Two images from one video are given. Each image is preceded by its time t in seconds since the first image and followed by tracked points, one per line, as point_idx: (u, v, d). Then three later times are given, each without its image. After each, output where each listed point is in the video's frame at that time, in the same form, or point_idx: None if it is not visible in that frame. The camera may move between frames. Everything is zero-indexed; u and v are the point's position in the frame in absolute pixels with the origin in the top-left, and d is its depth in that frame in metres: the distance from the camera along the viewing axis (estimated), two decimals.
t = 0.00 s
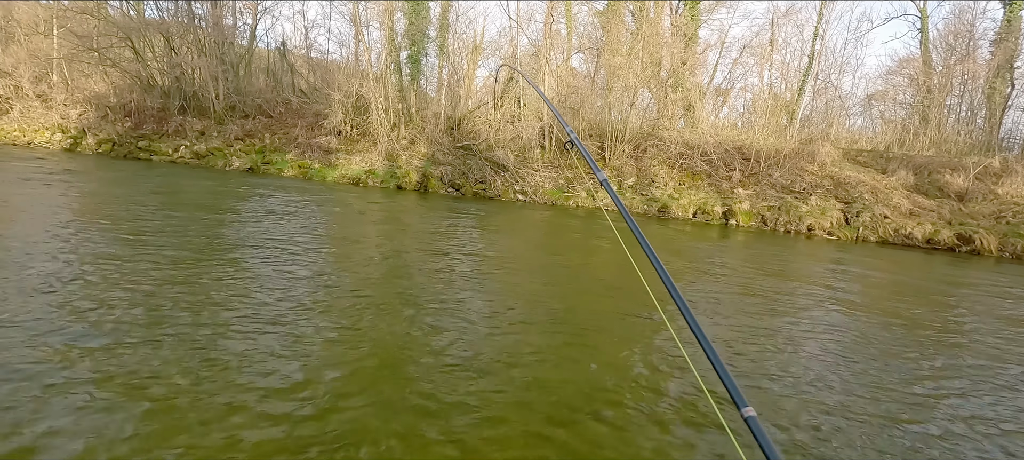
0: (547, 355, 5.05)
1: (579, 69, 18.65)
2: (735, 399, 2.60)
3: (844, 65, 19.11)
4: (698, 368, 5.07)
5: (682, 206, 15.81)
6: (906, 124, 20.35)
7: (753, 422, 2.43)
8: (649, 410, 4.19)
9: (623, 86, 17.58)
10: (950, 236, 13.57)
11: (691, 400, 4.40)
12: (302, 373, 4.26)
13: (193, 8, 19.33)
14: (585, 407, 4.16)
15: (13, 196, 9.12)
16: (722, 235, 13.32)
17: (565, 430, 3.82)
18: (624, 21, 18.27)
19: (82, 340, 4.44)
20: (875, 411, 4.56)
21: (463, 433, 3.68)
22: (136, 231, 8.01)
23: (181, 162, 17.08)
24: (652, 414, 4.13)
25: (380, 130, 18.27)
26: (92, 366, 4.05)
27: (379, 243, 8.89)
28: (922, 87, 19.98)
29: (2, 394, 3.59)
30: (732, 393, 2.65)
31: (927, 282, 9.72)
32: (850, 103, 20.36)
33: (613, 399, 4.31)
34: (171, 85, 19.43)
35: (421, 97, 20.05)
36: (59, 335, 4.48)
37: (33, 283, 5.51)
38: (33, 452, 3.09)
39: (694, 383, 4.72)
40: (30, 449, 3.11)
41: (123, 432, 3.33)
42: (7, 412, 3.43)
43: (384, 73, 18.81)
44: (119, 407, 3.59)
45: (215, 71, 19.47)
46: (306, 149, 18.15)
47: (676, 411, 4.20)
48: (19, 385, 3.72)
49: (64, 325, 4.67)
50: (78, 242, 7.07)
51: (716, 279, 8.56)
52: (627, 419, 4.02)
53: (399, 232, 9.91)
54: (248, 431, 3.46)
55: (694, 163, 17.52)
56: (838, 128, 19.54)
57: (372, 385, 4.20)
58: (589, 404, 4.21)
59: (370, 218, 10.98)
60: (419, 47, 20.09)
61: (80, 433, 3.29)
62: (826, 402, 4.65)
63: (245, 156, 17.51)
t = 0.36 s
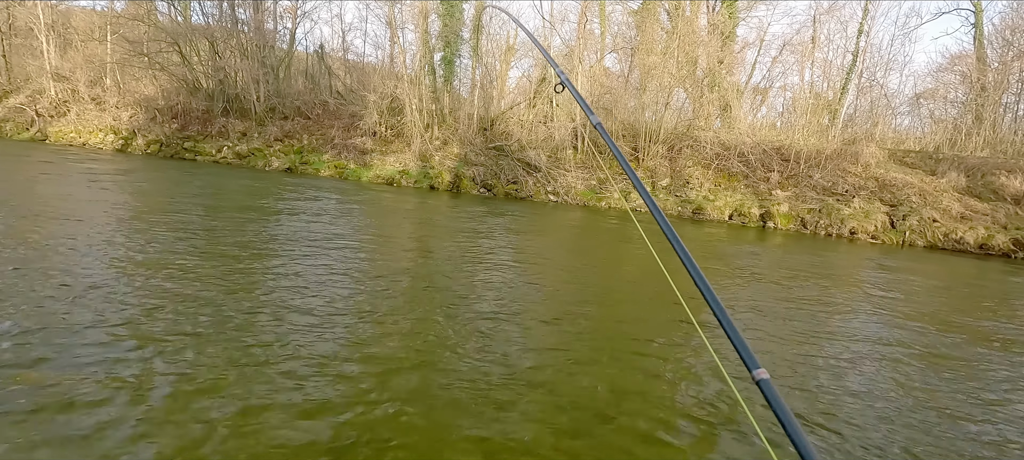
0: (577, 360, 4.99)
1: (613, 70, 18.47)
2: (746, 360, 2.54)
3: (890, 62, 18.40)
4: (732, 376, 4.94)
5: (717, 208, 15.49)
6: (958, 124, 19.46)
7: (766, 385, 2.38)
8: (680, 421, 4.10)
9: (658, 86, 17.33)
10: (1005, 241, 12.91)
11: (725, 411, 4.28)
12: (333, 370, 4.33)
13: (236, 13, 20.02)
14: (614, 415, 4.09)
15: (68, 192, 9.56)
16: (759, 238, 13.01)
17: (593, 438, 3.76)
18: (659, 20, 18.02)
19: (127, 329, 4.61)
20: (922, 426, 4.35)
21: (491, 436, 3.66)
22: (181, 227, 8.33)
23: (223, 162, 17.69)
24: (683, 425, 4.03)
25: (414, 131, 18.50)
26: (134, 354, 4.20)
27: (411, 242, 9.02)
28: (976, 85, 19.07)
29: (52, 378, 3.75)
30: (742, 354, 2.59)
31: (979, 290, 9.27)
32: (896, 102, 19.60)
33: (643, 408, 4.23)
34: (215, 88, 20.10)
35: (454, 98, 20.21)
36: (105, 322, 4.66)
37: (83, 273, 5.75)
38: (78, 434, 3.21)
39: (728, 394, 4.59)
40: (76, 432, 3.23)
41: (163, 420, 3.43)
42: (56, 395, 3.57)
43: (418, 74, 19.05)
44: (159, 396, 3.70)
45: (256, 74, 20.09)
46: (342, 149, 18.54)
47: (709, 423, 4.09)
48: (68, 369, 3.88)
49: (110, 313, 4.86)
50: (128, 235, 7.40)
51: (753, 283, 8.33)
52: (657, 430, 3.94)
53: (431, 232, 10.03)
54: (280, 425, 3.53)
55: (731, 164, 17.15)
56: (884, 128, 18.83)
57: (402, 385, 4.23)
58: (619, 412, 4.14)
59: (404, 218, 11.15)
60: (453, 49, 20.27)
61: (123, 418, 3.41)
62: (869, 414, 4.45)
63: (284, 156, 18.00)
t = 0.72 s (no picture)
0: (602, 366, 4.92)
1: (638, 70, 18.27)
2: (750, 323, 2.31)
3: (927, 61, 17.83)
4: (762, 385, 4.82)
5: (745, 211, 15.26)
6: (999, 125, 18.76)
7: (772, 352, 2.16)
8: (704, 429, 4.01)
9: (684, 86, 17.11)
10: None
11: (752, 421, 4.18)
12: (357, 371, 4.36)
13: (267, 18, 20.51)
14: (638, 423, 4.00)
15: (105, 193, 9.88)
16: (788, 241, 12.74)
17: (618, 445, 3.70)
18: (686, 20, 17.79)
19: (157, 325, 4.72)
20: (960, 440, 4.17)
21: (512, 441, 3.63)
22: (211, 226, 8.54)
23: (253, 162, 18.11)
24: (710, 436, 3.92)
25: (439, 133, 18.63)
26: (164, 351, 4.29)
27: (435, 243, 9.10)
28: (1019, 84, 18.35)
29: (87, 373, 3.86)
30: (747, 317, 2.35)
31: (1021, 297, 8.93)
32: (933, 101, 18.99)
33: (670, 416, 4.14)
34: (246, 90, 20.56)
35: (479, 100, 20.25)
36: (138, 319, 4.78)
37: (117, 270, 5.92)
38: (111, 430, 3.29)
39: (756, 403, 4.48)
40: (108, 427, 3.31)
41: (191, 417, 3.50)
42: (89, 390, 3.66)
43: (443, 76, 19.19)
44: (188, 392, 3.77)
45: (286, 77, 20.52)
46: (368, 151, 18.79)
47: (734, 432, 4.00)
48: (102, 365, 3.99)
49: (141, 310, 4.99)
50: (160, 234, 7.62)
51: (782, 287, 8.15)
52: (683, 439, 3.85)
53: (454, 233, 10.09)
54: (304, 423, 3.57)
55: (759, 165, 16.83)
56: (920, 129, 18.26)
57: (424, 386, 4.23)
58: (645, 419, 4.07)
59: (428, 219, 11.25)
60: (478, 51, 20.33)
61: (153, 414, 3.48)
62: (906, 426, 4.29)
63: (312, 157, 18.32)
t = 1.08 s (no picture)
0: (621, 371, 4.83)
1: (661, 71, 18.05)
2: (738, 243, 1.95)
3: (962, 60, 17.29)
4: (786, 391, 4.74)
5: (770, 213, 14.98)
6: None
7: (766, 278, 1.82)
8: (721, 431, 3.98)
9: (707, 87, 16.88)
10: None
11: (775, 430, 4.06)
12: (373, 371, 4.37)
13: (293, 21, 20.91)
14: (656, 430, 3.91)
15: (135, 193, 10.15)
16: (815, 245, 12.48)
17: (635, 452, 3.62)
18: (711, 20, 17.55)
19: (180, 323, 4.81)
20: (990, 448, 4.06)
21: (527, 445, 3.59)
22: (236, 226, 8.72)
23: (279, 163, 18.46)
24: (731, 444, 3.83)
25: (461, 134, 18.72)
26: (184, 348, 4.37)
27: (455, 244, 9.16)
28: None
29: (115, 367, 3.97)
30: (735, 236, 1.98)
31: None
32: (968, 102, 18.43)
33: (689, 423, 4.05)
34: (273, 93, 20.95)
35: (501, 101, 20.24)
36: (166, 315, 4.93)
37: (142, 268, 6.06)
38: (130, 424, 3.36)
39: (779, 412, 4.35)
40: (133, 421, 3.39)
41: (209, 414, 3.55)
42: (111, 385, 3.74)
43: (465, 78, 19.30)
44: (207, 389, 3.83)
45: (311, 79, 20.87)
46: (391, 152, 18.99)
47: (753, 435, 3.96)
48: (125, 360, 4.07)
49: (164, 307, 5.10)
50: (188, 233, 7.81)
51: (808, 292, 8.01)
52: (702, 446, 3.77)
53: (474, 234, 10.13)
54: (325, 417, 3.66)
55: (785, 167, 16.54)
56: (954, 131, 17.73)
57: (440, 387, 4.23)
58: (663, 426, 3.99)
59: (448, 220, 11.32)
60: (500, 52, 20.32)
61: (172, 410, 3.54)
62: (936, 438, 4.13)
63: (335, 159, 18.59)
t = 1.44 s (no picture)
0: (633, 372, 4.83)
1: (674, 72, 17.93)
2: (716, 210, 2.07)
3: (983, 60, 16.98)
4: (797, 391, 4.75)
5: (784, 215, 14.85)
6: None
7: (738, 235, 1.93)
8: (732, 429, 4.00)
9: (721, 88, 16.74)
10: None
11: (788, 432, 4.04)
12: (384, 370, 4.41)
13: (308, 23, 21.14)
14: (668, 430, 3.91)
15: (151, 193, 10.32)
16: (829, 247, 12.38)
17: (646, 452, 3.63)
18: (725, 21, 17.42)
19: (193, 321, 4.89)
20: (1005, 452, 4.03)
21: (538, 444, 3.61)
22: (252, 226, 8.86)
23: (293, 164, 18.66)
24: (743, 445, 3.81)
25: (473, 135, 18.77)
26: (198, 346, 4.44)
27: (467, 244, 9.22)
28: None
29: (136, 364, 4.06)
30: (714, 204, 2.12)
31: None
32: (988, 102, 18.12)
33: (700, 424, 4.04)
34: (287, 94, 21.17)
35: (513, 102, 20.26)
36: (185, 313, 5.03)
37: (158, 268, 6.17)
38: (145, 420, 3.42)
39: (792, 414, 4.32)
40: (154, 416, 3.47)
41: (222, 411, 3.60)
42: (126, 382, 3.81)
43: (478, 79, 19.38)
44: (219, 386, 3.88)
45: (325, 81, 21.07)
46: (403, 153, 19.10)
47: (764, 434, 3.99)
48: (140, 358, 4.15)
49: (179, 306, 5.18)
50: (205, 233, 7.95)
51: (822, 294, 7.95)
52: (714, 447, 3.76)
53: (487, 234, 10.20)
54: (340, 414, 3.73)
55: (799, 168, 16.40)
56: (973, 131, 17.44)
57: (450, 387, 4.26)
58: (674, 427, 3.98)
59: (460, 220, 11.39)
60: (512, 53, 20.33)
61: (186, 407, 3.60)
62: (951, 444, 4.09)
63: (349, 159, 18.75)
